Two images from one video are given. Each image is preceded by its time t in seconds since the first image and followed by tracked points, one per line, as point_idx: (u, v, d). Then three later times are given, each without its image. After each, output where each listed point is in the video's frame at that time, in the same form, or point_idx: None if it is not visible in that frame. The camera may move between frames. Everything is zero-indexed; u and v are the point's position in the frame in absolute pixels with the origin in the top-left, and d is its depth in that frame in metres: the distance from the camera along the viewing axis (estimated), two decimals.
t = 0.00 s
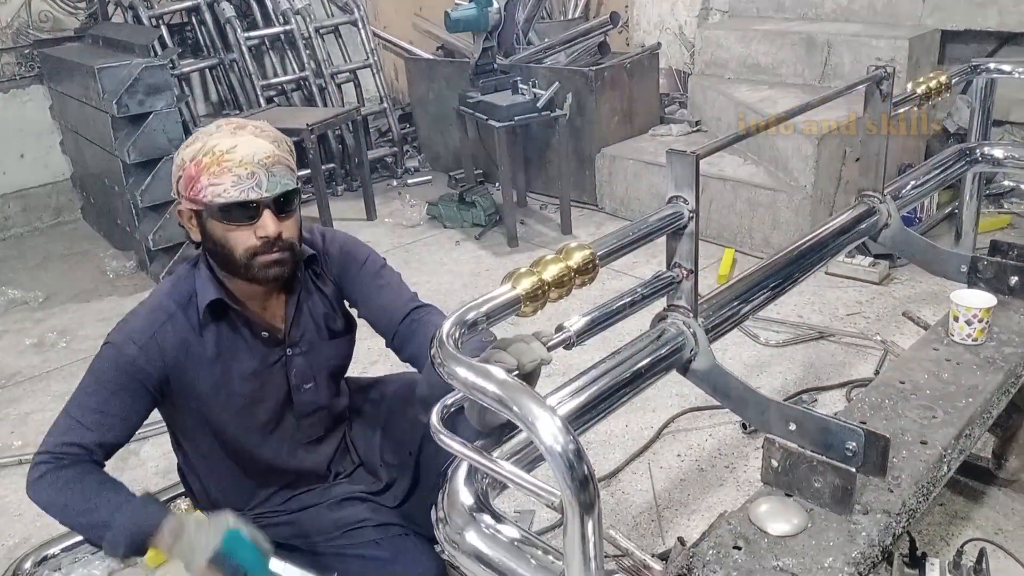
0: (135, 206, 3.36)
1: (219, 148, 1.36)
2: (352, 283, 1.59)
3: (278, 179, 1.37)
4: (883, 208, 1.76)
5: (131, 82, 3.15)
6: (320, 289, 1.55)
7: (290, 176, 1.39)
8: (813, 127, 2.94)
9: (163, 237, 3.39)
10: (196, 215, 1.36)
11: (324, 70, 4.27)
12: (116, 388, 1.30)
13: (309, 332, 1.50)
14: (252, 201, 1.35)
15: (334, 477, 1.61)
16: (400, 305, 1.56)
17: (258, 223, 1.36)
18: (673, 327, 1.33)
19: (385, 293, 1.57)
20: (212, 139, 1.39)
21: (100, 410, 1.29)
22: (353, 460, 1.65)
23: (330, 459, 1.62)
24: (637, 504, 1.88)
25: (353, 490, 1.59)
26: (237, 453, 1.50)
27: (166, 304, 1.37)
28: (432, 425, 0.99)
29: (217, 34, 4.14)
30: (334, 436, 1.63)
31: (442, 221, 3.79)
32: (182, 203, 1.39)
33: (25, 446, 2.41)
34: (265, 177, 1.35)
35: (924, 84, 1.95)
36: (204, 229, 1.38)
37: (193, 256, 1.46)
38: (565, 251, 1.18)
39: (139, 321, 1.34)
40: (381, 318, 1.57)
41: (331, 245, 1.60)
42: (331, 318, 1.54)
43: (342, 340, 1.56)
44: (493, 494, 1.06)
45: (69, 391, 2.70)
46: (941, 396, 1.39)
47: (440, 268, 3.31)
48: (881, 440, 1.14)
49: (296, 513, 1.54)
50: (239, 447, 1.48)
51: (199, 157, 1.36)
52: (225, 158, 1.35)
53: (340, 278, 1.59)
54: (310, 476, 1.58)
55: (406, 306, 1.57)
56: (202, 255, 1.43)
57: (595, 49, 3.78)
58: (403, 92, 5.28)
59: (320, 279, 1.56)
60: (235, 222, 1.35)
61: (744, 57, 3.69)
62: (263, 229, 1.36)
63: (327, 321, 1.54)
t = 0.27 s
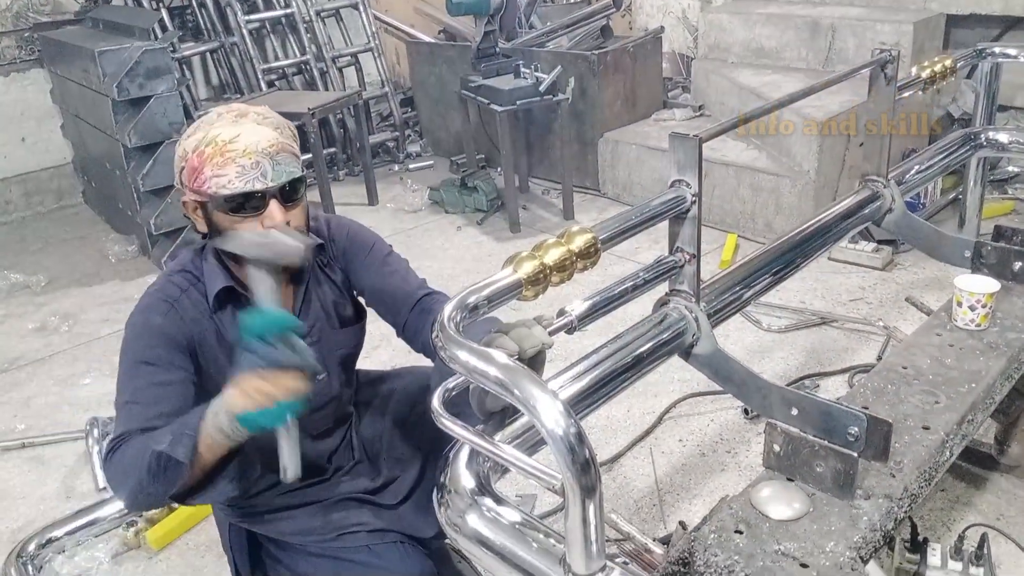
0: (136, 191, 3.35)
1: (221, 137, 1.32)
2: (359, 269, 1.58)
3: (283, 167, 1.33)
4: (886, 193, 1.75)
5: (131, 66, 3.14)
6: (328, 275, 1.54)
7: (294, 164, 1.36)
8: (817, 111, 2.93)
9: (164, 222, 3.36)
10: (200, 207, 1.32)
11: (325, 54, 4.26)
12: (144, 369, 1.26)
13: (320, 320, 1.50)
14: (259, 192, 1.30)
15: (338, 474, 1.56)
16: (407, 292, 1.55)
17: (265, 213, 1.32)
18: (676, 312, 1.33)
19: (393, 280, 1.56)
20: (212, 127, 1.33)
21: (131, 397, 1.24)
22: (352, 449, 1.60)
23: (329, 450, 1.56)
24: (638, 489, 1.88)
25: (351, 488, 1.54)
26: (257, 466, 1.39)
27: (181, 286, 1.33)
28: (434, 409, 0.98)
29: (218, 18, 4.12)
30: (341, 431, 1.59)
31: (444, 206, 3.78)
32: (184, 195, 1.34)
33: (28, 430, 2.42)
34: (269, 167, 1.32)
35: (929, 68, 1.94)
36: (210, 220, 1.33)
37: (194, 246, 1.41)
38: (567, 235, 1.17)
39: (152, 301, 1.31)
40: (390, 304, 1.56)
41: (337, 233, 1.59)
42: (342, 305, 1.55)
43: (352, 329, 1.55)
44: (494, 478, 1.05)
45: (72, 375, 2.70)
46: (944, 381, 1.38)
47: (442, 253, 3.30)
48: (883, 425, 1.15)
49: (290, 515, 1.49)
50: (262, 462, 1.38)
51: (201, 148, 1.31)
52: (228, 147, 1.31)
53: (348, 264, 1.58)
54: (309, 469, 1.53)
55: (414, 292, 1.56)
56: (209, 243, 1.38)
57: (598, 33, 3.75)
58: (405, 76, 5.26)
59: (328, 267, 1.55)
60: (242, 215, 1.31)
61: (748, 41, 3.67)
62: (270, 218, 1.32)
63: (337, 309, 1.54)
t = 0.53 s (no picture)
0: (144, 187, 3.36)
1: (239, 137, 1.37)
2: (368, 266, 1.59)
3: (301, 166, 1.36)
4: (894, 192, 1.74)
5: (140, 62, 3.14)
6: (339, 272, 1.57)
7: (311, 163, 1.38)
8: (826, 110, 2.92)
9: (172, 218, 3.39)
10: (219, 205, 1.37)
11: (333, 51, 4.26)
12: (167, 394, 1.32)
13: (332, 319, 1.52)
14: (274, 190, 1.34)
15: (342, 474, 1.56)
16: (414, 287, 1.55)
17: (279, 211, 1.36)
18: (682, 310, 1.33)
19: (402, 277, 1.56)
20: (231, 128, 1.38)
21: (153, 427, 1.31)
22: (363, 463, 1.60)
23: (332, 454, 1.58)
24: (643, 487, 1.88)
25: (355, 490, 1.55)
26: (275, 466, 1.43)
27: (194, 296, 1.38)
28: (441, 407, 0.99)
29: (226, 14, 4.12)
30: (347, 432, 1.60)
31: (450, 204, 3.78)
32: (204, 193, 1.39)
33: (36, 425, 2.43)
34: (287, 165, 1.35)
35: (939, 66, 1.93)
36: (227, 218, 1.38)
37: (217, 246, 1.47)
38: (574, 233, 1.17)
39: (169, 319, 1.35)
40: (399, 303, 1.55)
41: (347, 229, 1.61)
42: (354, 304, 1.58)
43: (364, 327, 1.58)
44: (500, 475, 1.05)
45: (80, 370, 2.71)
46: (952, 381, 1.38)
47: (449, 251, 3.31)
48: (890, 424, 1.14)
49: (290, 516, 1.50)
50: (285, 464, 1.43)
51: (220, 148, 1.36)
52: (247, 146, 1.35)
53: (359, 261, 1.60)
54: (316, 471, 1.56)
55: (424, 290, 1.55)
56: (224, 244, 1.43)
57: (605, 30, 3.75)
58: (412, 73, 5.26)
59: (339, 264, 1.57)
60: (258, 213, 1.35)
61: (756, 39, 3.66)
62: (285, 216, 1.36)
63: (350, 307, 1.57)
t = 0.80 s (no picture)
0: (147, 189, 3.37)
1: (238, 160, 1.35)
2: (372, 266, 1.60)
3: (302, 183, 1.35)
4: (896, 193, 1.74)
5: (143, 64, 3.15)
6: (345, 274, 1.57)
7: (313, 179, 1.37)
8: (828, 111, 2.92)
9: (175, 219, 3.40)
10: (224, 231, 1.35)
11: (335, 53, 4.27)
12: (210, 433, 1.32)
13: (343, 327, 1.51)
14: (280, 211, 1.33)
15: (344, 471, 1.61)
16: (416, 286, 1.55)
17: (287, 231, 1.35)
18: (683, 311, 1.33)
19: (403, 277, 1.56)
20: (229, 151, 1.37)
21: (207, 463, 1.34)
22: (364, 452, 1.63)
23: (333, 451, 1.61)
24: (645, 488, 1.88)
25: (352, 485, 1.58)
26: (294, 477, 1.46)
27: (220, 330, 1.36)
28: (442, 406, 0.99)
29: (229, 16, 4.13)
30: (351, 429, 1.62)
31: (452, 205, 3.79)
32: (207, 220, 1.38)
33: (38, 426, 2.44)
34: (289, 184, 1.34)
35: (940, 68, 1.93)
36: (233, 243, 1.37)
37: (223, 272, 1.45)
38: (576, 234, 1.17)
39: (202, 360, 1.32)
40: (402, 303, 1.56)
41: (349, 230, 1.62)
42: (362, 307, 1.58)
43: (372, 331, 1.58)
44: (502, 475, 1.06)
45: (82, 371, 2.72)
46: (953, 382, 1.38)
47: (450, 252, 3.31)
48: (891, 424, 1.14)
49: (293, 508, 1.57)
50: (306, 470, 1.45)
51: (219, 173, 1.34)
52: (246, 168, 1.33)
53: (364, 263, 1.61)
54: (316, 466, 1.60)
55: (426, 289, 1.55)
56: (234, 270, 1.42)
57: (607, 32, 3.75)
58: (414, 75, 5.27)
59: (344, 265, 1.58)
60: (266, 235, 1.34)
61: (757, 41, 3.66)
62: (292, 236, 1.35)
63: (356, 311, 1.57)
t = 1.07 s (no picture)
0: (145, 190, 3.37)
1: (231, 145, 1.36)
2: (368, 265, 1.60)
3: (293, 172, 1.37)
4: (894, 195, 1.75)
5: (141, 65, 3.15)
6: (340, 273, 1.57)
7: (303, 168, 1.39)
8: (826, 113, 2.92)
9: (173, 220, 3.41)
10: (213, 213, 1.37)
11: (334, 54, 4.27)
12: (188, 389, 1.30)
13: (334, 319, 1.51)
14: (269, 197, 1.36)
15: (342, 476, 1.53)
16: (411, 285, 1.56)
17: (275, 218, 1.37)
18: (682, 313, 1.33)
19: (398, 276, 1.56)
20: (222, 134, 1.38)
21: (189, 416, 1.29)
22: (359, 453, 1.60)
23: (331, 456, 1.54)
24: (644, 490, 1.88)
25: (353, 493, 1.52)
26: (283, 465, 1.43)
27: (202, 299, 1.37)
28: (440, 407, 0.98)
29: (228, 17, 4.13)
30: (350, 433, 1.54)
31: (451, 206, 3.79)
32: (198, 202, 1.40)
33: (36, 427, 2.43)
34: (280, 172, 1.35)
35: (938, 70, 1.93)
36: (222, 226, 1.39)
37: (212, 251, 1.48)
38: (574, 235, 1.17)
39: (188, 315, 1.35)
40: (397, 302, 1.57)
41: (343, 227, 1.62)
42: (354, 304, 1.59)
43: (363, 328, 1.58)
44: (500, 477, 1.06)
45: (80, 372, 2.72)
46: (951, 384, 1.38)
47: (449, 253, 3.31)
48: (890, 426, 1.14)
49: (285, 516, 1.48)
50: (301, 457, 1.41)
51: (210, 157, 1.36)
52: (238, 154, 1.35)
53: (359, 262, 1.61)
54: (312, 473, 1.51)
55: (420, 288, 1.56)
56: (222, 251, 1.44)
57: (606, 34, 3.76)
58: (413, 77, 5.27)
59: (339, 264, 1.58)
60: (255, 220, 1.36)
61: (756, 43, 3.67)
62: (281, 223, 1.37)
63: (350, 309, 1.58)
